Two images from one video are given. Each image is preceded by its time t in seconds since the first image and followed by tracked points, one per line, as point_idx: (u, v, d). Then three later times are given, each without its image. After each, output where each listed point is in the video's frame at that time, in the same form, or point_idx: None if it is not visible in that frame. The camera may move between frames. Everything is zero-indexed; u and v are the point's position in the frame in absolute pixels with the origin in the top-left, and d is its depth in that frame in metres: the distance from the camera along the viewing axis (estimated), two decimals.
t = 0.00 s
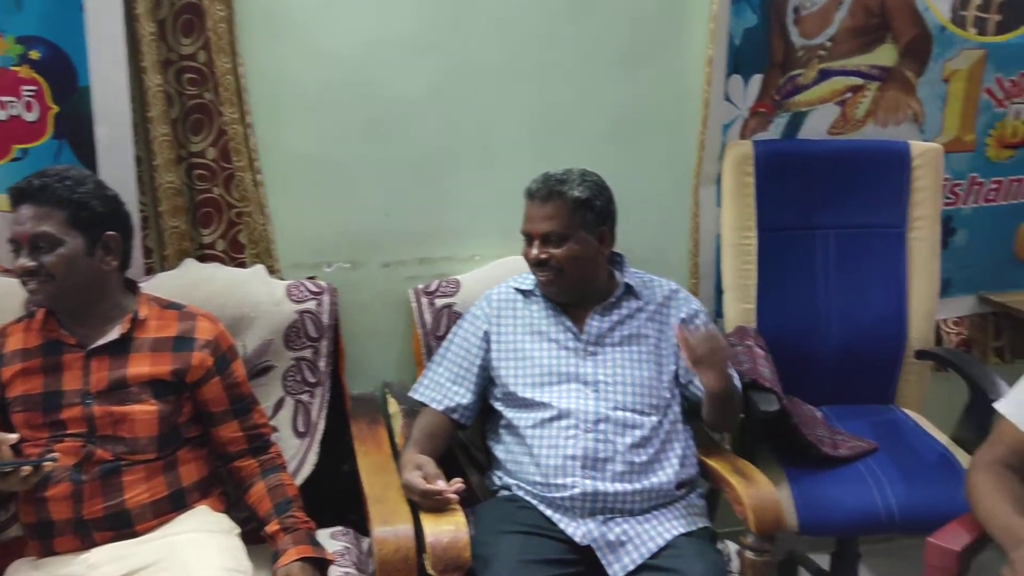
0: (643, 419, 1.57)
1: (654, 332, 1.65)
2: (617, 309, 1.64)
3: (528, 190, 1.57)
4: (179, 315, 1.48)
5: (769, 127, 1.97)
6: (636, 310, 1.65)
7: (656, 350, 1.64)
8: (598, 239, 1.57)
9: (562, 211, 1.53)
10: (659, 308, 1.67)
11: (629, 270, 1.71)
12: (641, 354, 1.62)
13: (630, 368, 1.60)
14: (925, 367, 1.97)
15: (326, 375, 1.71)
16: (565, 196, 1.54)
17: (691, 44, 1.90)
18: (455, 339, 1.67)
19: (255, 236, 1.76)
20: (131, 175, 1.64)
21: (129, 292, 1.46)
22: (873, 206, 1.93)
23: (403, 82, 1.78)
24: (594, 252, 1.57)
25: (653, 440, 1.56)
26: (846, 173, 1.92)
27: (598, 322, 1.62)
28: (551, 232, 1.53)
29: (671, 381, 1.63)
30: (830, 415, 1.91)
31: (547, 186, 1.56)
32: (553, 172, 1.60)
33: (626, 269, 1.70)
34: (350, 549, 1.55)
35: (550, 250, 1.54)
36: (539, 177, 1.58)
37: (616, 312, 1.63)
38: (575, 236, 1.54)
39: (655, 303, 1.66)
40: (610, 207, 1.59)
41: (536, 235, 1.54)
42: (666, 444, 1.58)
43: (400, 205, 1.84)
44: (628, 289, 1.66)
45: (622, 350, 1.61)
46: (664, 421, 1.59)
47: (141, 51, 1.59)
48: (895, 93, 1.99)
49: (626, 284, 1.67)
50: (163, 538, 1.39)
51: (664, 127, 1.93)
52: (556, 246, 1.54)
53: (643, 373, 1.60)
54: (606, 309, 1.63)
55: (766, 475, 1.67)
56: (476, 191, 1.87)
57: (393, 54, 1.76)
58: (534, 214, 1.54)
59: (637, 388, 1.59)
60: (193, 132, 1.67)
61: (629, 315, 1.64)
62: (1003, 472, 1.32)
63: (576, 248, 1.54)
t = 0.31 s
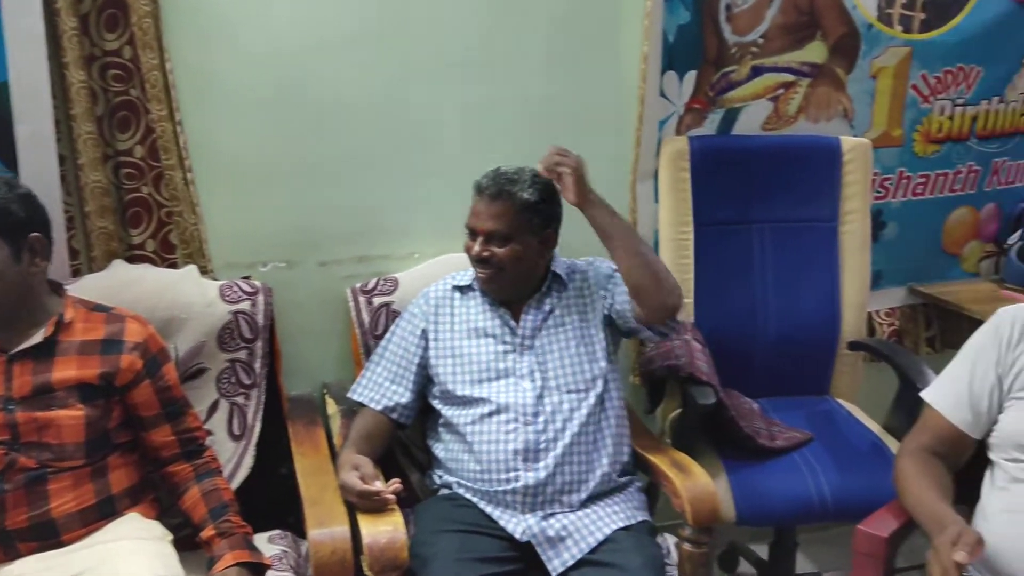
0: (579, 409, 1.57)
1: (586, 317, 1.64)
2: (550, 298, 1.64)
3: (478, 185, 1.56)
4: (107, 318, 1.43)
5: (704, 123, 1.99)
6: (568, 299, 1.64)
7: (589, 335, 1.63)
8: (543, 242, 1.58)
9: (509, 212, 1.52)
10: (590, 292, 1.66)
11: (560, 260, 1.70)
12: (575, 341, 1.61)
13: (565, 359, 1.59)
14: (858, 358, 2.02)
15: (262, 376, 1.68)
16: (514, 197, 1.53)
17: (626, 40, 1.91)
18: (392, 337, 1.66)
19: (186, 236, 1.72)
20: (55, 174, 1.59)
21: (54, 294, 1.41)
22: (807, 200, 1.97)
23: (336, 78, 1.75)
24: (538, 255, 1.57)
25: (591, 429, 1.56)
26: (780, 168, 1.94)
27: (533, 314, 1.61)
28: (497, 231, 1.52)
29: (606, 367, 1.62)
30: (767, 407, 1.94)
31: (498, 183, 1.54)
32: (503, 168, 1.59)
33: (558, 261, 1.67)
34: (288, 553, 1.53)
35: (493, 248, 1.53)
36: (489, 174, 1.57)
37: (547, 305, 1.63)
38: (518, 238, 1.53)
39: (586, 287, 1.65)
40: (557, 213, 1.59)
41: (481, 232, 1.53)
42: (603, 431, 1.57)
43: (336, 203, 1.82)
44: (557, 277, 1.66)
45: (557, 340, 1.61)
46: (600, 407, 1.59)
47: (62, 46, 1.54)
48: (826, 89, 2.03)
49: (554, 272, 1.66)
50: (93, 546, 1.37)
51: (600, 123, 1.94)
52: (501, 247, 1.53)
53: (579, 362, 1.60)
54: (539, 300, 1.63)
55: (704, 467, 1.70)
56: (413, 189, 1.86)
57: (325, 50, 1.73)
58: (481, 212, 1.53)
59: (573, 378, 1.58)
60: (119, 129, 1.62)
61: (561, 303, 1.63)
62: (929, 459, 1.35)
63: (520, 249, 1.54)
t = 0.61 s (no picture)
0: (522, 410, 1.57)
1: (526, 320, 1.64)
2: (493, 301, 1.64)
3: (404, 198, 1.56)
4: (39, 329, 1.39)
5: (647, 126, 2.01)
6: (510, 303, 1.65)
7: (530, 336, 1.63)
8: (476, 247, 1.57)
9: (437, 221, 1.52)
10: (529, 293, 1.66)
11: (504, 263, 1.70)
12: (516, 344, 1.61)
13: (508, 363, 1.60)
14: (799, 356, 2.06)
15: (203, 385, 1.66)
16: (440, 206, 1.53)
17: (567, 43, 1.92)
18: (336, 345, 1.65)
19: (123, 242, 1.69)
20: None
21: None
22: (747, 202, 2.00)
23: (276, 82, 1.73)
24: (472, 259, 1.57)
25: (535, 432, 1.56)
26: (722, 170, 1.97)
27: (476, 320, 1.62)
28: (425, 242, 1.52)
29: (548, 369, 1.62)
30: (712, 406, 1.97)
31: (422, 194, 1.54)
32: (430, 177, 1.58)
33: (501, 265, 1.67)
34: (232, 563, 1.50)
35: (426, 259, 1.53)
36: (415, 184, 1.56)
37: (489, 310, 1.63)
38: (450, 246, 1.53)
39: (526, 288, 1.66)
40: (487, 216, 1.58)
41: (412, 244, 1.53)
42: (547, 432, 1.57)
43: (278, 208, 1.79)
44: (497, 279, 1.66)
45: (499, 344, 1.60)
46: (543, 409, 1.59)
47: None
48: (764, 92, 2.07)
49: (496, 276, 1.66)
50: (28, 562, 1.32)
51: (544, 126, 1.95)
52: (433, 256, 1.53)
53: (522, 366, 1.60)
54: (481, 305, 1.63)
55: (649, 468, 1.71)
56: (357, 193, 1.84)
57: (264, 53, 1.71)
58: (409, 223, 1.53)
59: (516, 382, 1.58)
60: (51, 133, 1.59)
61: (503, 307, 1.64)
62: (865, 455, 1.38)
63: (452, 256, 1.54)
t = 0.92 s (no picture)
0: (463, 410, 1.56)
1: (466, 321, 1.64)
2: (435, 301, 1.64)
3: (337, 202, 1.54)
4: None
5: (587, 126, 2.02)
6: (451, 304, 1.64)
7: (470, 337, 1.63)
8: (413, 248, 1.56)
9: (372, 224, 1.51)
10: (470, 293, 1.66)
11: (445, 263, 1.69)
12: (457, 344, 1.61)
13: (449, 364, 1.59)
14: (738, 351, 2.09)
15: (137, 391, 1.62)
16: (374, 208, 1.52)
17: (507, 44, 1.92)
18: (274, 348, 1.62)
19: (51, 246, 1.65)
20: None
21: None
22: (686, 200, 2.02)
23: (210, 81, 1.70)
24: (411, 260, 1.56)
25: (476, 432, 1.56)
26: (661, 169, 1.99)
27: (417, 320, 1.61)
28: (361, 245, 1.51)
29: (490, 369, 1.62)
30: (653, 402, 1.99)
31: (356, 198, 1.52)
32: (362, 179, 1.57)
33: (442, 265, 1.66)
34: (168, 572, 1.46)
35: (363, 263, 1.52)
36: (348, 187, 1.55)
37: (430, 312, 1.62)
38: (387, 249, 1.52)
39: (466, 288, 1.66)
40: (423, 217, 1.58)
41: (349, 248, 1.52)
42: (489, 432, 1.57)
43: (214, 209, 1.76)
44: (439, 280, 1.65)
45: (440, 345, 1.60)
46: (485, 410, 1.58)
47: None
48: (702, 92, 2.10)
49: (437, 277, 1.65)
50: None
51: (484, 126, 1.95)
52: (370, 259, 1.52)
53: (463, 367, 1.59)
54: (422, 305, 1.62)
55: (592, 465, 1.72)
56: (295, 194, 1.82)
57: (198, 52, 1.68)
58: (344, 227, 1.52)
59: (457, 383, 1.58)
60: None
61: (444, 308, 1.63)
62: (801, 448, 1.41)
63: (390, 258, 1.53)
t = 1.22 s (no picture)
0: (391, 406, 1.55)
1: (394, 316, 1.62)
2: (362, 295, 1.61)
3: (257, 199, 1.51)
4: None
5: (515, 119, 2.02)
6: (379, 298, 1.62)
7: (397, 332, 1.61)
8: (338, 240, 1.54)
9: (294, 220, 1.49)
10: (397, 287, 1.64)
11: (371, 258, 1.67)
12: (384, 339, 1.59)
13: (376, 359, 1.57)
14: (666, 342, 2.12)
15: (50, 395, 1.56)
16: (295, 203, 1.49)
17: (432, 37, 1.91)
18: (196, 348, 1.58)
19: None
20: None
21: None
22: (613, 194, 2.04)
23: (125, 74, 1.65)
24: (337, 253, 1.54)
25: (406, 428, 1.54)
26: (589, 163, 2.01)
27: (344, 316, 1.58)
28: (284, 242, 1.48)
29: (419, 364, 1.60)
30: (583, 395, 2.00)
31: (276, 193, 1.50)
32: (281, 175, 1.54)
33: (369, 259, 1.63)
34: None
35: (289, 260, 1.50)
36: (267, 184, 1.52)
37: (356, 307, 1.59)
38: (312, 243, 1.50)
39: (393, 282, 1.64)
40: (346, 207, 1.56)
41: (272, 246, 1.49)
42: (418, 428, 1.56)
43: (131, 206, 1.71)
44: (365, 275, 1.62)
45: (367, 341, 1.58)
46: (414, 405, 1.57)
47: None
48: (628, 86, 2.12)
49: (363, 272, 1.62)
50: None
51: (411, 120, 1.93)
52: (294, 256, 1.50)
53: (391, 363, 1.58)
54: (349, 300, 1.60)
55: (523, 459, 1.73)
56: (217, 189, 1.78)
57: (110, 44, 1.63)
58: (266, 225, 1.49)
59: (385, 379, 1.56)
60: None
61: (371, 302, 1.61)
62: (725, 436, 1.44)
63: (314, 253, 1.51)
